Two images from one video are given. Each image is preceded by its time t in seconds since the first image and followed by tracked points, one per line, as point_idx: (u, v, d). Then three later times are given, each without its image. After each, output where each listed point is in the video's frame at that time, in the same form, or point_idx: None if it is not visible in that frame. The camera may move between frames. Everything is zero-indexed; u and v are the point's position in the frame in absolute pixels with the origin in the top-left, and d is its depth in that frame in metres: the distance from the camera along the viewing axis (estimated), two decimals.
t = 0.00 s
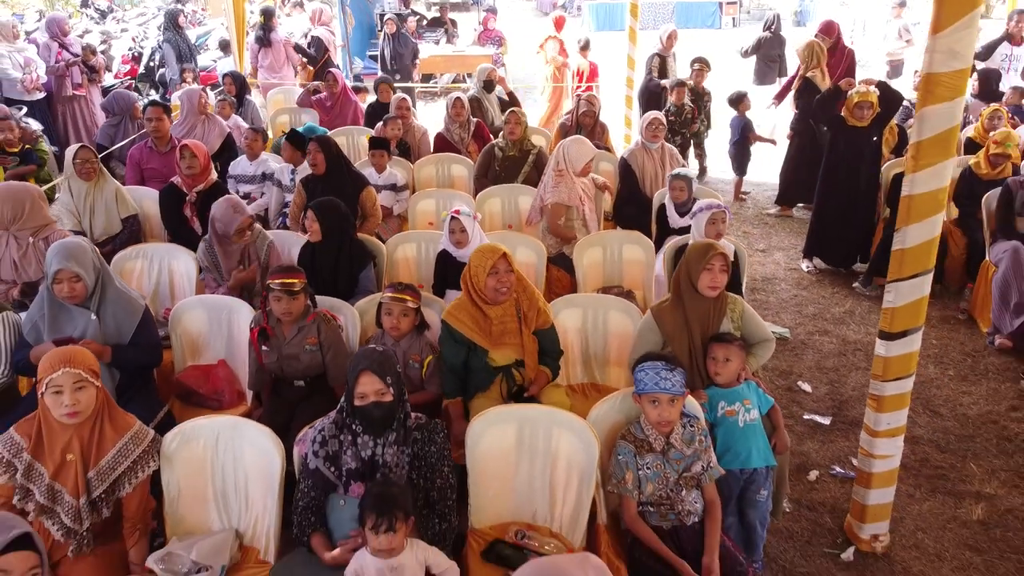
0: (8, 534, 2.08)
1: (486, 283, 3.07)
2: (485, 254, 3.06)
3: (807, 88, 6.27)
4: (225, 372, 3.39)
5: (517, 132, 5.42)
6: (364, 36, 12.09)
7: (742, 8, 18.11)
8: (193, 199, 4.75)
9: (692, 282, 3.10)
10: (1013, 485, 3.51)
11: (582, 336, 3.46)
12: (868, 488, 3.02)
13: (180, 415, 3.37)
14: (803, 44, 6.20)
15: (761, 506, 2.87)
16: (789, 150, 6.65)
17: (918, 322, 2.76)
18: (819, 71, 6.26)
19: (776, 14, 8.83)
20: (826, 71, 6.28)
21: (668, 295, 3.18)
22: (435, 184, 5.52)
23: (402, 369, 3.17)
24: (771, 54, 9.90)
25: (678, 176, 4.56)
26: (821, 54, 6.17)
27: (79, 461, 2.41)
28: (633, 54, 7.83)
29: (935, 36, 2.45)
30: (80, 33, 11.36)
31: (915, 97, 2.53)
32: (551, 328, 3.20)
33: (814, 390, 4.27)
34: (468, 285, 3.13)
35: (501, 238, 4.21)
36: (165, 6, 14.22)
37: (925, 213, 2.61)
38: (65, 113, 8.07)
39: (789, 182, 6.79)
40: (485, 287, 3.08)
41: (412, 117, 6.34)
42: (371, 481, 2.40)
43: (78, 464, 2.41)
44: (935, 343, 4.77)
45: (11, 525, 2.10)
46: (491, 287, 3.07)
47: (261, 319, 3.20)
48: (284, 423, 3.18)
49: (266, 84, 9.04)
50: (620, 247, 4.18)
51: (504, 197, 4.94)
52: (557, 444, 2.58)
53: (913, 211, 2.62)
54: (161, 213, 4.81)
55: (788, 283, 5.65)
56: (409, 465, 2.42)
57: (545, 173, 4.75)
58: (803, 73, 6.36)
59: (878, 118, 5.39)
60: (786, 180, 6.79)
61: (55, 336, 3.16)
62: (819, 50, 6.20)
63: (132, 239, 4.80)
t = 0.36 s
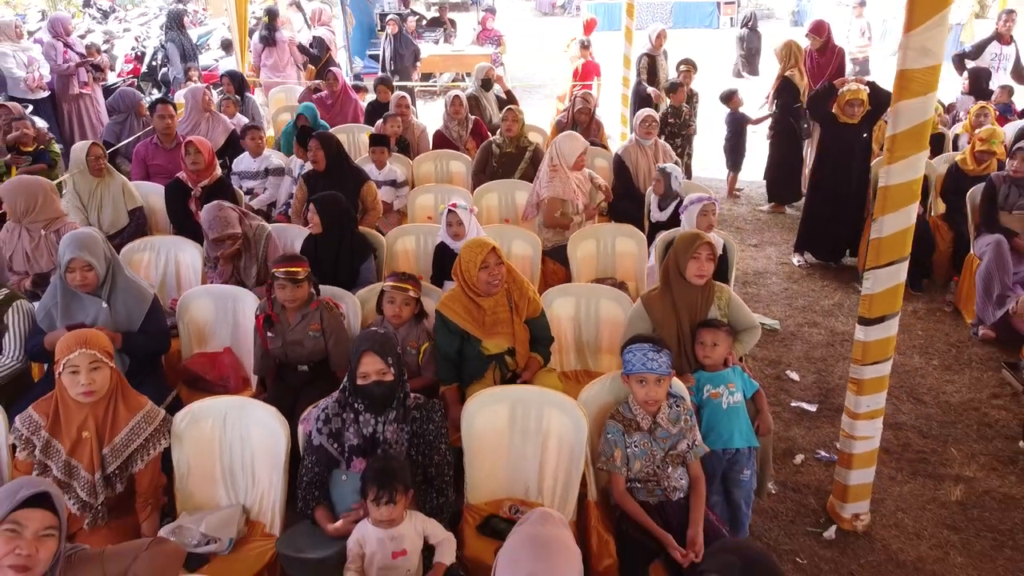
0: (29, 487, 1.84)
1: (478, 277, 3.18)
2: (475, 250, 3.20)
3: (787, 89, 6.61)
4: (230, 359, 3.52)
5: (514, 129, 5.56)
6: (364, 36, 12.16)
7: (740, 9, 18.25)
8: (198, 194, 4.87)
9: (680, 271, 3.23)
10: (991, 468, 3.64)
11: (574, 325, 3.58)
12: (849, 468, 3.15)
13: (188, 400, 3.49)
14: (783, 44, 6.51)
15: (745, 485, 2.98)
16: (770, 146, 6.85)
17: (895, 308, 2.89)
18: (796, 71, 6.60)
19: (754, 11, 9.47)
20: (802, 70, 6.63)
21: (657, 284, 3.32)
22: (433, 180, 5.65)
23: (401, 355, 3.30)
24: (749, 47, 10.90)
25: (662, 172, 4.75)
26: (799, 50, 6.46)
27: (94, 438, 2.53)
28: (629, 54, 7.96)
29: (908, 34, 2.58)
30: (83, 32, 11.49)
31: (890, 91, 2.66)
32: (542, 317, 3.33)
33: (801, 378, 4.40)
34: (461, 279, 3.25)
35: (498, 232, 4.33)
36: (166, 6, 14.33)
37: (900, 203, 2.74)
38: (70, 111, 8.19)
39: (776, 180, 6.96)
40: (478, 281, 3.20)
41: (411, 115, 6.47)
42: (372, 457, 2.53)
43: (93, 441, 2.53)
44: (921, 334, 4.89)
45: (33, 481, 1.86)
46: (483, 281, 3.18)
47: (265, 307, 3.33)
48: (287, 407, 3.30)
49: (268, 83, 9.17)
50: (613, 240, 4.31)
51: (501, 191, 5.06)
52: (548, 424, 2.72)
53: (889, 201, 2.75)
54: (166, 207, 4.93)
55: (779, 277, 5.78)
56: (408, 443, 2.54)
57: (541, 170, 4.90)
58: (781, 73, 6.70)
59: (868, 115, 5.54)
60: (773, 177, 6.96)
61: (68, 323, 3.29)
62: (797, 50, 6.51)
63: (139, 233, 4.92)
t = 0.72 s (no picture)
0: (43, 456, 1.94)
1: (484, 267, 3.30)
2: (482, 240, 3.31)
3: (767, 88, 6.79)
4: (236, 346, 3.63)
5: (511, 127, 5.67)
6: (364, 36, 12.33)
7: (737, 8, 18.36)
8: (203, 188, 5.00)
9: (670, 261, 3.36)
10: (971, 451, 3.76)
11: (569, 313, 3.71)
12: (832, 450, 3.27)
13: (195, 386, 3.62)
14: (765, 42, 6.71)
15: (729, 466, 3.10)
16: (748, 144, 7.01)
17: (875, 294, 3.02)
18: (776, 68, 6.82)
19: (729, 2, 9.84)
20: (782, 67, 6.87)
21: (648, 273, 3.45)
22: (433, 176, 5.78)
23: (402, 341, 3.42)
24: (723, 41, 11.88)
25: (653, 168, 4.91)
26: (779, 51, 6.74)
27: (109, 416, 2.66)
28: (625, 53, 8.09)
29: (885, 32, 2.70)
30: (86, 31, 11.61)
31: (868, 86, 2.78)
32: (541, 307, 3.45)
33: (791, 367, 4.52)
34: (466, 268, 3.37)
35: (495, 225, 4.45)
36: (167, 5, 14.44)
37: (878, 193, 2.87)
38: (75, 109, 8.31)
39: (752, 177, 7.10)
40: (484, 271, 3.31)
41: (411, 112, 6.59)
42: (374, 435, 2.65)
43: (108, 420, 2.65)
44: (909, 325, 5.02)
45: (48, 450, 1.97)
46: (489, 270, 3.30)
47: (271, 296, 3.45)
48: (292, 392, 3.43)
49: (270, 81, 9.30)
50: (607, 233, 4.43)
51: (499, 186, 5.18)
52: (543, 405, 2.83)
53: (868, 191, 2.88)
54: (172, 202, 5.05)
55: (771, 271, 5.90)
56: (408, 421, 2.67)
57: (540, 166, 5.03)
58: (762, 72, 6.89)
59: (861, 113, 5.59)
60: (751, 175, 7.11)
61: (80, 310, 3.42)
62: (778, 48, 6.76)
63: (145, 227, 5.05)
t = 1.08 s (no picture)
0: (38, 431, 1.97)
1: (482, 252, 3.43)
2: (480, 228, 3.44)
3: (752, 82, 6.83)
4: (242, 333, 3.74)
5: (507, 122, 5.80)
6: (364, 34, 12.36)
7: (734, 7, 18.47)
8: (208, 182, 5.12)
9: (660, 249, 3.49)
10: (953, 435, 3.88)
11: (563, 301, 3.83)
12: (817, 431, 3.39)
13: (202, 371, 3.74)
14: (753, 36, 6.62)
15: (713, 446, 3.25)
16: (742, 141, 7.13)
17: (857, 279, 3.14)
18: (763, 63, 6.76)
19: None
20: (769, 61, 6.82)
21: (639, 262, 3.57)
22: (432, 171, 5.90)
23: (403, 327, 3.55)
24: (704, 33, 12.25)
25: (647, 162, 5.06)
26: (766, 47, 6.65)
27: (122, 394, 2.77)
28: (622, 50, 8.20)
29: (865, 27, 2.82)
30: (89, 31, 11.73)
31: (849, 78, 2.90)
32: (537, 294, 3.57)
33: (780, 355, 4.64)
34: (464, 254, 3.50)
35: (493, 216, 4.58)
36: (169, 5, 14.54)
37: (859, 181, 2.99)
38: (79, 107, 8.44)
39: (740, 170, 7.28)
40: (483, 256, 3.44)
41: (411, 109, 6.72)
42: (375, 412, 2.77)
43: (121, 398, 2.77)
44: (896, 315, 5.14)
45: (44, 423, 1.99)
46: (487, 255, 3.42)
47: (277, 283, 3.58)
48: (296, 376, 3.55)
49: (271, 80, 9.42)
50: (600, 224, 4.55)
51: (497, 179, 5.30)
52: (537, 384, 2.95)
53: (849, 180, 3.00)
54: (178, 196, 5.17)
55: (763, 264, 6.02)
56: (408, 399, 2.80)
57: (537, 159, 5.15)
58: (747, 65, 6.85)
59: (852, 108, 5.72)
60: (738, 167, 7.27)
61: (91, 297, 3.54)
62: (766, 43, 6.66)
63: (151, 220, 5.17)
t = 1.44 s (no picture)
0: (50, 403, 2.06)
1: (478, 240, 3.55)
2: (475, 217, 3.56)
3: (737, 82, 6.95)
4: (248, 321, 3.84)
5: (504, 118, 5.91)
6: (365, 34, 12.53)
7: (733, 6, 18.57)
8: (213, 176, 5.23)
9: (653, 238, 3.61)
10: (938, 419, 4.00)
11: (560, 289, 3.95)
12: (804, 414, 3.51)
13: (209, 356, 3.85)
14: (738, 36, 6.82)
15: (702, 428, 3.36)
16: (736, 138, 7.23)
17: (841, 265, 3.26)
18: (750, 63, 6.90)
19: None
20: (756, 62, 6.91)
21: (633, 250, 3.69)
22: (432, 166, 6.02)
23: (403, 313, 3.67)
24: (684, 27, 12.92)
25: (645, 154, 5.18)
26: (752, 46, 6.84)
27: (135, 374, 2.89)
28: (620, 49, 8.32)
29: (848, 22, 2.94)
30: (93, 29, 11.86)
31: (833, 72, 3.03)
32: (533, 281, 3.69)
33: (772, 344, 4.76)
34: (461, 243, 3.62)
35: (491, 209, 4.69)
36: (171, 3, 14.67)
37: (843, 171, 3.11)
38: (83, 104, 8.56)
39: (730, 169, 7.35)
40: (479, 244, 3.56)
41: (412, 105, 6.83)
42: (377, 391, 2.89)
43: (134, 377, 2.89)
44: (886, 306, 5.26)
45: (57, 395, 2.08)
46: (483, 243, 3.55)
47: (282, 271, 3.70)
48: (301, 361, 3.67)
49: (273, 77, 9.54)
50: (597, 216, 4.66)
51: (495, 174, 5.42)
52: (534, 366, 3.06)
53: (833, 169, 3.12)
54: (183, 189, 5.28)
55: (757, 257, 6.14)
56: (409, 378, 2.91)
57: (534, 154, 5.26)
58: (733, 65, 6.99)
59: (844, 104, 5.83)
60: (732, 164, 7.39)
61: (103, 284, 3.66)
62: (752, 43, 6.85)
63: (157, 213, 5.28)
